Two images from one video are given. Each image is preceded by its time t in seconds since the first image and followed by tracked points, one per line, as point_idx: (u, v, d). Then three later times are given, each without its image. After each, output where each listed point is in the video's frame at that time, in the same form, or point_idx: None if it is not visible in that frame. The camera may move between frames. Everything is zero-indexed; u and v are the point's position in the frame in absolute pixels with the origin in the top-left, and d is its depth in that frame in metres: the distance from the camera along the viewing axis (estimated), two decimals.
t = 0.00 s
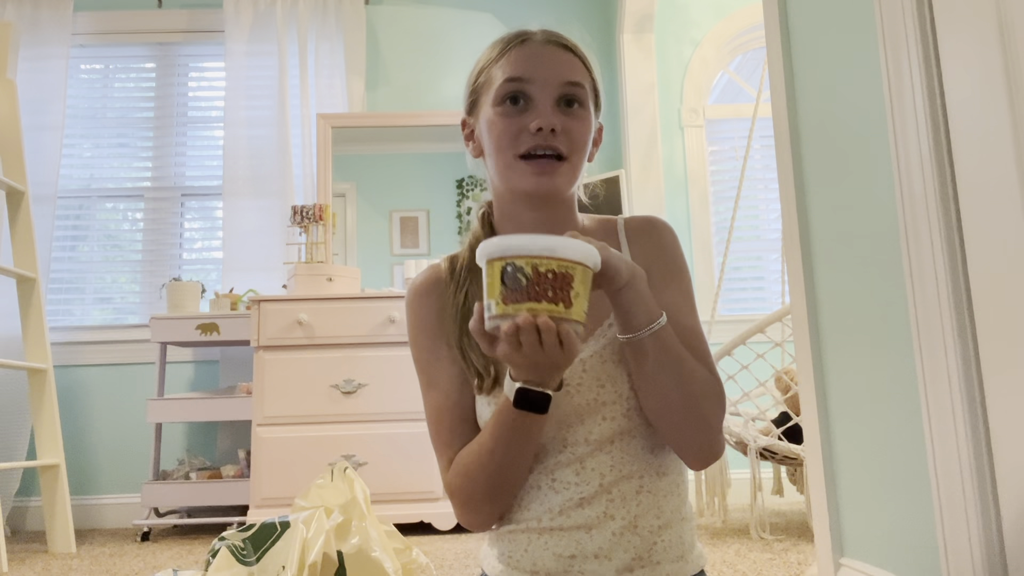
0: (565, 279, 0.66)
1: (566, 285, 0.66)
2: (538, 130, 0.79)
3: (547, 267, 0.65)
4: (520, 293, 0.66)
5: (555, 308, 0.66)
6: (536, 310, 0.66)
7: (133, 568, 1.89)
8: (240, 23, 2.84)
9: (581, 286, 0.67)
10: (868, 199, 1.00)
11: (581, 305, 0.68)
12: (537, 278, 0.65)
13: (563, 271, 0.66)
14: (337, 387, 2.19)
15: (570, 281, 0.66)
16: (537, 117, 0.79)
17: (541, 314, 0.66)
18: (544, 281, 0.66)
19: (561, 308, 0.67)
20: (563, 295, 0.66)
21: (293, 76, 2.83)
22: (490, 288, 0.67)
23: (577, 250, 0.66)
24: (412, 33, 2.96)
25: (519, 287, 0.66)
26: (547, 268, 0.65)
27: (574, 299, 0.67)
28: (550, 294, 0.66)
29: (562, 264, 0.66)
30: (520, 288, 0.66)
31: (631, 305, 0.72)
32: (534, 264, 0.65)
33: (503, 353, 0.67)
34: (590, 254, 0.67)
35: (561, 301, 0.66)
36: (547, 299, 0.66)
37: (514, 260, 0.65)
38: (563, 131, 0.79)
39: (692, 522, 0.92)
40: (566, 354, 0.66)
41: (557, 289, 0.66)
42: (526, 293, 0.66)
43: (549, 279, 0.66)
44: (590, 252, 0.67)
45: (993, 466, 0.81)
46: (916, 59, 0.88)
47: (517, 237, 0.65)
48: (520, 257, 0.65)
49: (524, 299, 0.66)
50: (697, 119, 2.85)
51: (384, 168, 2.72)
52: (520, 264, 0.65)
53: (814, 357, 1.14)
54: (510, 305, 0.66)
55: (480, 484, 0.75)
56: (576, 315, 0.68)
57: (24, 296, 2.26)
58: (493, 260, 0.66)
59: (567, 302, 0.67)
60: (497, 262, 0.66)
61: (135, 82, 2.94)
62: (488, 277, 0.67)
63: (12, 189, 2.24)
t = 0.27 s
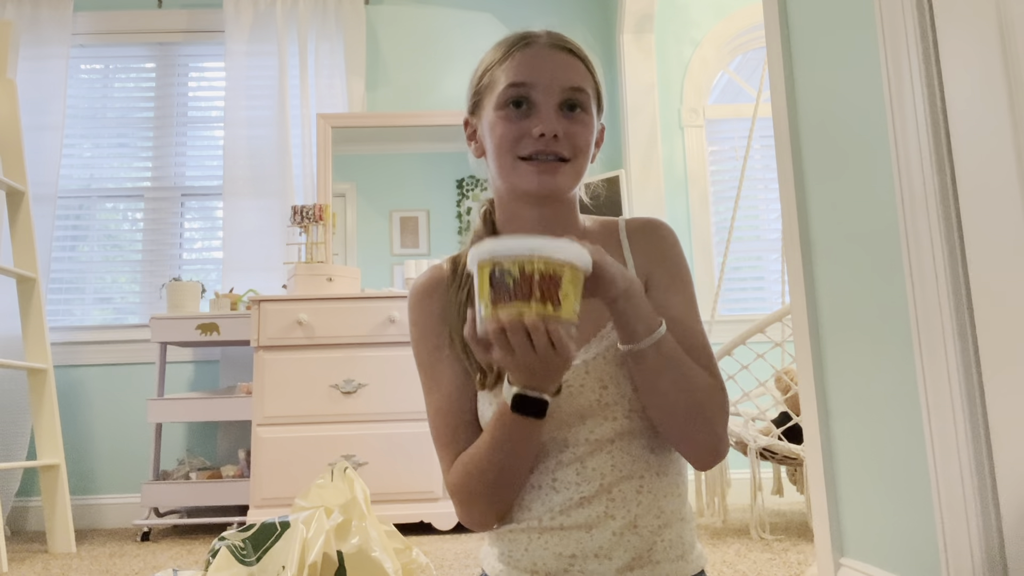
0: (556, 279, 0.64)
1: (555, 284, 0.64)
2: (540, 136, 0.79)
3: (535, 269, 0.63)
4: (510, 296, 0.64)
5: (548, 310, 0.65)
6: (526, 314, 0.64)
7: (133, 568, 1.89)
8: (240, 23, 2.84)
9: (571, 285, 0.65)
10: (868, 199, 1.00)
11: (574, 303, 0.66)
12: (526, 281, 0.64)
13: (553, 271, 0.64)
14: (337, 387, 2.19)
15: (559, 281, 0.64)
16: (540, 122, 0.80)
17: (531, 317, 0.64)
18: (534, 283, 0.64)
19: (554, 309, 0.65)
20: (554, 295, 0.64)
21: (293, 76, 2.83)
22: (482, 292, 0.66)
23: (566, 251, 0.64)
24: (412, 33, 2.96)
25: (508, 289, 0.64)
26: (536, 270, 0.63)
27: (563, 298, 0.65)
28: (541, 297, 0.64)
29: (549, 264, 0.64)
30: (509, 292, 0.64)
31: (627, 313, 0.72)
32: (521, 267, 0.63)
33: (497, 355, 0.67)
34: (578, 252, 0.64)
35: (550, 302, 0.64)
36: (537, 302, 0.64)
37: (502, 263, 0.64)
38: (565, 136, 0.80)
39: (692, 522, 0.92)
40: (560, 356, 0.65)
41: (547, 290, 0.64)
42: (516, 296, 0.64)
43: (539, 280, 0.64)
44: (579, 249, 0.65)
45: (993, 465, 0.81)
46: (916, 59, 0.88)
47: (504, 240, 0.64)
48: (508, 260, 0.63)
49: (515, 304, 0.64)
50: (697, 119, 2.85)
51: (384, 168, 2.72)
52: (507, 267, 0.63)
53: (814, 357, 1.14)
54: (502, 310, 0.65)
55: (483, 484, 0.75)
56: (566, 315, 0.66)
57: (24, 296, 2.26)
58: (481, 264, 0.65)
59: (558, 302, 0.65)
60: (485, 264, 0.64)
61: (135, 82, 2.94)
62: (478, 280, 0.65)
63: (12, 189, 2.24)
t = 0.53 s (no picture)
0: (578, 369, 0.64)
1: (579, 375, 0.64)
2: (541, 142, 0.79)
3: (558, 361, 0.63)
4: (534, 393, 0.63)
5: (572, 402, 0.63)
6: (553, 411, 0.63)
7: (133, 568, 1.89)
8: (240, 23, 2.84)
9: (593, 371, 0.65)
10: (868, 199, 1.00)
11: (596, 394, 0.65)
12: (548, 374, 0.63)
13: (575, 362, 0.64)
14: (337, 388, 2.19)
15: (583, 371, 0.64)
16: (541, 127, 0.79)
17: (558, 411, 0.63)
18: (556, 376, 0.63)
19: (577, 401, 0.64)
20: (578, 388, 0.64)
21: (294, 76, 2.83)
22: (502, 388, 0.65)
23: (585, 335, 0.63)
24: (412, 33, 2.96)
25: (530, 384, 0.63)
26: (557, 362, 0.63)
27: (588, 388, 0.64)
28: (564, 389, 0.63)
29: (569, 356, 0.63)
30: (532, 387, 0.63)
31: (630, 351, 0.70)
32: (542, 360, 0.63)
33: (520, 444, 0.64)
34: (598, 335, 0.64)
35: (577, 395, 0.63)
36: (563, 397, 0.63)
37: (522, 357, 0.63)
38: (565, 143, 0.79)
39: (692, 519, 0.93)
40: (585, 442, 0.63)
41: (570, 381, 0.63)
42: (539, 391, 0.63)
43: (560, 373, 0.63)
44: (599, 332, 0.64)
45: (993, 466, 0.81)
46: (916, 59, 0.88)
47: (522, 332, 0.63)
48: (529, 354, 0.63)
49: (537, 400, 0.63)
50: (697, 118, 2.85)
51: (383, 168, 2.72)
52: (528, 361, 0.63)
53: (814, 357, 1.14)
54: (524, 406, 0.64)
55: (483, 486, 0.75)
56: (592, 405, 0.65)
57: (24, 296, 2.26)
58: (501, 356, 0.64)
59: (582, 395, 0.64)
60: (504, 359, 0.64)
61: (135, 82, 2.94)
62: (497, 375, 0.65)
63: (12, 189, 2.24)
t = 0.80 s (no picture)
0: (574, 359, 0.65)
1: (574, 365, 0.65)
2: (554, 144, 0.79)
3: (552, 350, 0.65)
4: (529, 380, 0.65)
5: (565, 390, 0.65)
6: (546, 398, 0.65)
7: (133, 568, 1.89)
8: (240, 23, 2.84)
9: (589, 362, 0.66)
10: (868, 200, 1.00)
11: (591, 384, 0.66)
12: (542, 361, 0.65)
13: (571, 351, 0.65)
14: (337, 387, 2.19)
15: (578, 361, 0.65)
16: (552, 129, 0.79)
17: (551, 398, 0.65)
18: (551, 364, 0.65)
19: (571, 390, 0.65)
20: (572, 376, 0.65)
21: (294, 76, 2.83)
22: (498, 375, 0.67)
23: (579, 327, 0.64)
24: (412, 33, 2.96)
25: (524, 372, 0.65)
26: (551, 351, 0.65)
27: (583, 379, 0.66)
28: (558, 378, 0.65)
29: (565, 346, 0.65)
30: (526, 375, 0.65)
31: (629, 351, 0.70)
32: (537, 349, 0.65)
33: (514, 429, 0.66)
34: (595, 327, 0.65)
35: (570, 384, 0.65)
36: (557, 385, 0.65)
37: (518, 345, 0.65)
38: (576, 142, 0.80)
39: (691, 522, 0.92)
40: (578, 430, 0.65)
41: (564, 370, 0.65)
42: (532, 379, 0.65)
43: (555, 362, 0.65)
44: (596, 325, 0.65)
45: (992, 465, 0.81)
46: (916, 59, 0.88)
47: (517, 320, 0.65)
48: (524, 342, 0.65)
49: (531, 388, 0.65)
50: (697, 119, 2.85)
51: (383, 168, 2.72)
52: (523, 350, 0.65)
53: (814, 357, 1.14)
54: (518, 393, 0.65)
55: (484, 486, 0.75)
56: (587, 395, 0.66)
57: (24, 297, 2.26)
58: (496, 344, 0.66)
59: (577, 383, 0.65)
60: (501, 347, 0.66)
61: (135, 82, 2.94)
62: (492, 363, 0.67)
63: (12, 189, 2.24)
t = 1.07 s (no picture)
0: (575, 358, 0.65)
1: (575, 364, 0.65)
2: (543, 146, 0.79)
3: (554, 349, 0.65)
4: (530, 379, 0.65)
5: (567, 389, 0.65)
6: (547, 396, 0.65)
7: (133, 568, 1.89)
8: (240, 23, 2.84)
9: (589, 361, 0.66)
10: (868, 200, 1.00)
11: (592, 383, 0.67)
12: (544, 361, 0.65)
13: (572, 351, 0.65)
14: (337, 387, 2.19)
15: (579, 359, 0.65)
16: (541, 131, 0.79)
17: (552, 397, 0.65)
18: (552, 363, 0.65)
19: (572, 389, 0.65)
20: (573, 376, 0.65)
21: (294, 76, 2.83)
22: (499, 375, 0.67)
23: (580, 326, 0.64)
24: (412, 33, 2.96)
25: (526, 371, 0.65)
26: (553, 350, 0.65)
27: (584, 377, 0.66)
28: (559, 377, 0.65)
29: (566, 345, 0.65)
30: (528, 374, 0.65)
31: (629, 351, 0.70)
32: (539, 348, 0.65)
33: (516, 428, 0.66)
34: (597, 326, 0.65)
35: (571, 383, 0.65)
36: (558, 384, 0.65)
37: (519, 344, 0.65)
38: (567, 144, 0.80)
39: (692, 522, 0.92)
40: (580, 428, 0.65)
41: (565, 369, 0.65)
42: (534, 378, 0.65)
43: (556, 361, 0.65)
44: (596, 324, 0.65)
45: (992, 465, 0.81)
46: (916, 59, 0.88)
47: (519, 319, 0.65)
48: (526, 341, 0.65)
49: (532, 387, 0.65)
50: (698, 119, 2.85)
51: (383, 168, 2.72)
52: (525, 348, 0.65)
53: (814, 357, 1.14)
54: (520, 393, 0.66)
55: (486, 486, 0.75)
56: (588, 393, 0.66)
57: (24, 297, 2.26)
58: (498, 343, 0.66)
59: (578, 382, 0.65)
60: (502, 346, 0.66)
61: (135, 82, 2.94)
62: (494, 362, 0.67)
63: (12, 189, 2.24)
